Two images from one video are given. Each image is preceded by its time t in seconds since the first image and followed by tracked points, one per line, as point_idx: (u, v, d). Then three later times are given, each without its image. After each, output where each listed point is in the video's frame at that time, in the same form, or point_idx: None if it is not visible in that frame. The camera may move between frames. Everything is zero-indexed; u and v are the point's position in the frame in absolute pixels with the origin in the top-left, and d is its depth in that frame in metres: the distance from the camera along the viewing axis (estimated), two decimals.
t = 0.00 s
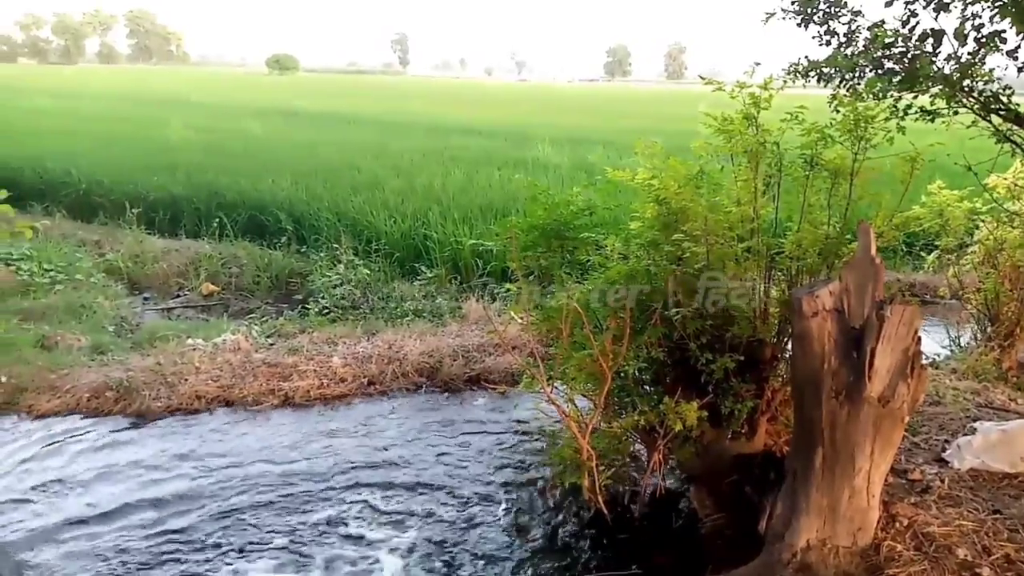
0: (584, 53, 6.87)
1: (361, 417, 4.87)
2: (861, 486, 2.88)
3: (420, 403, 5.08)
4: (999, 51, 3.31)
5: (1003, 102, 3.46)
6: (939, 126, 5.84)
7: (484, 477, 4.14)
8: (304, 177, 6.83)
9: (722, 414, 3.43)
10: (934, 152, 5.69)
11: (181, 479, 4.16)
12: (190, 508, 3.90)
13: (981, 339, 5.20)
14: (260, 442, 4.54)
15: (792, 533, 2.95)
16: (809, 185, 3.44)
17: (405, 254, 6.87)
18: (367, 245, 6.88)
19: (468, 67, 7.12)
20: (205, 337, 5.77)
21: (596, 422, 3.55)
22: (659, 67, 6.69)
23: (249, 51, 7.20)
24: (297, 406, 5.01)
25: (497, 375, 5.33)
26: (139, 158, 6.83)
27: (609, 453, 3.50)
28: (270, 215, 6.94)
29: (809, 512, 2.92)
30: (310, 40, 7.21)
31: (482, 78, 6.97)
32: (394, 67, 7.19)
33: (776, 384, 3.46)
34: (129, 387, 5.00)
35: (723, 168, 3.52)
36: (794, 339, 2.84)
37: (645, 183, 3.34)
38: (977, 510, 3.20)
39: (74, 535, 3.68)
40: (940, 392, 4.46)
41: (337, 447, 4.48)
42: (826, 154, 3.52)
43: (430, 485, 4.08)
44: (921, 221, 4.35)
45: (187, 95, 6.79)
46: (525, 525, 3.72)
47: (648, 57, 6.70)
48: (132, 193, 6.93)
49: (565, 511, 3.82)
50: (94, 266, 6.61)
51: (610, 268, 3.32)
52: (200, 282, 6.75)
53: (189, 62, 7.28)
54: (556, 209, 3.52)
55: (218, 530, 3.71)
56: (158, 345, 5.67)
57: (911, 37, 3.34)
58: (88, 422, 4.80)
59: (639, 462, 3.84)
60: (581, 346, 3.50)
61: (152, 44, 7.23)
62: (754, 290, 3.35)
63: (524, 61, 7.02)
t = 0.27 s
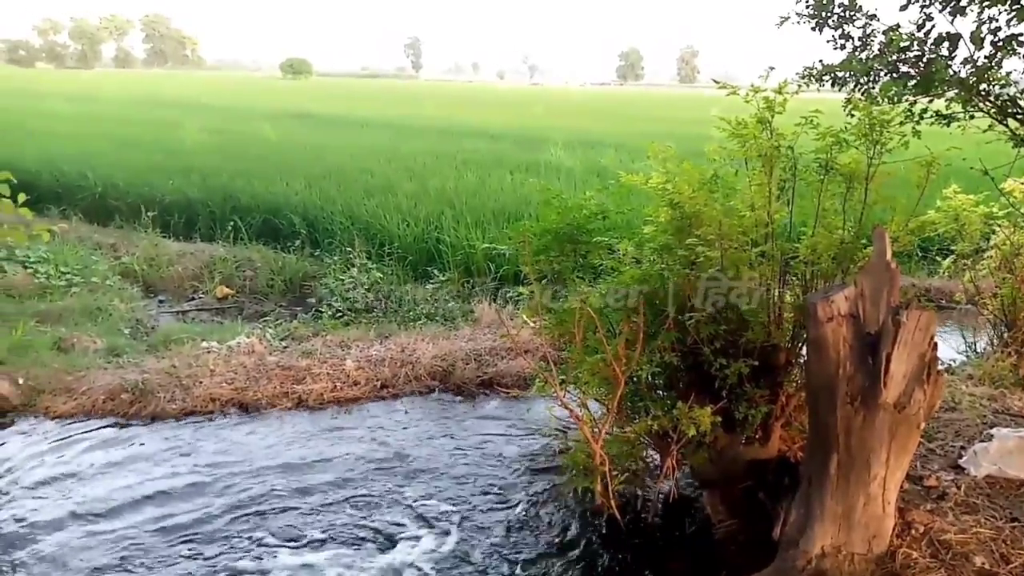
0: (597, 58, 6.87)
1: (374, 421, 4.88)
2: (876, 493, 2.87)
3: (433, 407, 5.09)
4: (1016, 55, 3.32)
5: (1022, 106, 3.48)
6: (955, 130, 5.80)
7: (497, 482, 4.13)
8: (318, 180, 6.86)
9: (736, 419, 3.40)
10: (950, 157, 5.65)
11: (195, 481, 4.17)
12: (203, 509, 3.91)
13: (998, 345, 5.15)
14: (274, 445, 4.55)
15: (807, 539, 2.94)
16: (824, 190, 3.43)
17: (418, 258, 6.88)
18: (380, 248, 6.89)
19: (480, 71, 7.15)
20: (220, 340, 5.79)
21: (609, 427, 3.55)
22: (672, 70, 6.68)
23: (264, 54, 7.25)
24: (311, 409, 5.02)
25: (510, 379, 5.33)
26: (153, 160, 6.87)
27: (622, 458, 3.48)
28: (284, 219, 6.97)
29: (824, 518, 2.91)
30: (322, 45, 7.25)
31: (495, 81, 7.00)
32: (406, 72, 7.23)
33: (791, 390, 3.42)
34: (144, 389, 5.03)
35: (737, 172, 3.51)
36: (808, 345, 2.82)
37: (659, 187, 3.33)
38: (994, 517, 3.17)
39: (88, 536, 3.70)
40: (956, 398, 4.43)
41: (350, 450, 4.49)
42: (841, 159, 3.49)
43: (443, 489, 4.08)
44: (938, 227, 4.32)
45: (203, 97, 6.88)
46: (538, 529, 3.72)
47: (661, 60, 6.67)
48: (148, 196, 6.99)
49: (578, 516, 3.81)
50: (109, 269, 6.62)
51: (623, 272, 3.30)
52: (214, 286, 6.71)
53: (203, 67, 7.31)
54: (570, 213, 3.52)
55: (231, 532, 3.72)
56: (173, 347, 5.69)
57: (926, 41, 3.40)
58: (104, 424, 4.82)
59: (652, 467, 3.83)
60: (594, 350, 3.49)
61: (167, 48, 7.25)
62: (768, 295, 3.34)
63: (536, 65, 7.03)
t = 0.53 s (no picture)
0: (611, 59, 6.86)
1: (388, 422, 4.89)
2: (892, 498, 2.85)
3: (446, 408, 5.09)
4: None
5: None
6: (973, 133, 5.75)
7: (510, 484, 4.13)
8: (333, 182, 6.90)
9: (751, 422, 3.38)
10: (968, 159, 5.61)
11: (209, 481, 4.19)
12: (217, 510, 3.92)
13: (1016, 349, 5.11)
14: (289, 446, 4.57)
15: (822, 544, 2.91)
16: (841, 193, 3.41)
17: (432, 260, 6.85)
18: (394, 251, 6.87)
19: (494, 73, 7.16)
20: (235, 340, 5.82)
21: (623, 430, 3.54)
22: (687, 73, 6.65)
23: (281, 55, 7.29)
24: (325, 410, 5.04)
25: (523, 380, 5.32)
26: (170, 161, 6.97)
27: (636, 462, 3.47)
28: (299, 221, 7.00)
29: (840, 523, 2.89)
30: (338, 46, 7.29)
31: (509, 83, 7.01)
32: (421, 74, 7.29)
33: (806, 394, 3.40)
34: (161, 388, 5.06)
35: (753, 174, 3.49)
36: (825, 349, 2.80)
37: (674, 190, 3.32)
38: (1012, 524, 3.15)
39: (104, 535, 3.73)
40: (973, 403, 4.39)
41: (364, 451, 4.50)
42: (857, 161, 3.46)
43: (455, 491, 4.08)
44: (955, 231, 4.28)
45: (221, 99, 6.96)
46: (551, 531, 3.72)
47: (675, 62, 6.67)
48: (164, 197, 7.06)
49: (590, 519, 3.81)
50: (126, 269, 6.67)
51: (638, 274, 3.29)
52: (230, 286, 6.72)
53: (220, 68, 7.32)
54: (584, 215, 3.53)
55: (246, 532, 3.74)
56: (189, 347, 5.72)
57: (944, 44, 3.45)
58: (121, 423, 4.86)
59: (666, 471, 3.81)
60: (608, 353, 3.48)
61: (183, 50, 7.27)
62: (784, 298, 3.33)
63: (550, 67, 7.02)
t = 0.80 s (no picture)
0: (621, 58, 6.83)
1: (397, 420, 4.90)
2: (904, 499, 2.83)
3: (456, 407, 5.10)
4: None
5: None
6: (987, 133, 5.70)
7: (519, 483, 4.13)
8: (344, 181, 6.93)
9: (762, 422, 3.37)
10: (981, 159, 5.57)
11: (219, 478, 4.21)
12: (227, 507, 3.94)
13: None
14: (299, 443, 4.58)
15: (832, 545, 2.90)
16: (853, 193, 3.39)
17: (441, 258, 6.82)
18: (405, 249, 6.85)
19: (505, 72, 7.16)
20: (246, 338, 5.84)
21: (633, 430, 3.53)
22: (697, 71, 6.61)
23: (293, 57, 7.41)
24: (335, 408, 5.05)
25: (533, 380, 5.32)
26: (183, 158, 7.01)
27: (645, 461, 3.47)
28: (309, 219, 7.00)
29: (850, 524, 2.87)
30: (351, 47, 7.40)
31: (519, 83, 7.02)
32: (432, 73, 7.28)
33: (817, 394, 3.40)
34: (172, 386, 5.09)
35: (765, 174, 3.48)
36: (836, 349, 2.79)
37: (686, 189, 3.31)
38: None
39: (115, 530, 3.74)
40: (986, 404, 4.36)
41: (374, 449, 4.51)
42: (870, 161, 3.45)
43: (465, 489, 4.08)
44: (968, 231, 4.25)
45: (235, 99, 7.10)
46: (560, 531, 3.71)
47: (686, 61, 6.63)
48: (176, 195, 7.09)
49: (599, 519, 3.80)
50: (138, 267, 6.70)
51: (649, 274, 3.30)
52: (241, 284, 6.69)
53: (231, 67, 7.44)
54: (595, 214, 3.50)
55: (255, 529, 3.75)
56: (200, 344, 5.75)
57: (958, 44, 3.41)
58: (132, 420, 4.88)
59: (676, 471, 3.80)
60: (618, 352, 3.48)
61: (196, 49, 7.37)
62: (795, 298, 3.31)
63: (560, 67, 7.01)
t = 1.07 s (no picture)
0: (630, 60, 6.83)
1: (406, 422, 4.90)
2: (915, 504, 2.82)
3: (465, 408, 5.10)
4: None
5: None
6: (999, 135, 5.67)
7: (528, 484, 4.13)
8: (354, 183, 6.95)
9: (772, 426, 3.36)
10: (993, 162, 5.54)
11: (228, 479, 4.21)
12: (235, 509, 3.94)
13: None
14: (308, 444, 4.59)
15: (843, 549, 2.88)
16: (864, 195, 3.39)
17: (450, 260, 6.80)
18: (413, 251, 6.84)
19: (514, 74, 7.19)
20: (256, 339, 5.85)
21: (642, 432, 3.53)
22: (707, 73, 6.62)
23: (302, 60, 7.43)
24: (344, 409, 5.05)
25: (541, 382, 5.32)
26: (194, 160, 7.06)
27: (654, 464, 3.47)
28: (319, 221, 7.02)
29: (861, 528, 2.86)
30: (360, 50, 7.42)
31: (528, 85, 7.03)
32: (441, 75, 7.29)
33: (827, 397, 3.40)
34: (182, 387, 5.11)
35: (776, 176, 3.47)
36: (847, 353, 2.78)
37: (696, 191, 3.30)
38: None
39: (125, 531, 3.76)
40: (998, 409, 4.33)
41: (383, 450, 4.51)
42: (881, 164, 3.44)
43: (474, 492, 4.08)
44: (980, 234, 4.23)
45: (245, 99, 7.13)
46: (569, 533, 3.70)
47: (695, 63, 6.64)
48: (187, 196, 7.13)
49: (608, 522, 3.79)
50: (149, 268, 6.73)
51: (658, 276, 3.28)
52: (251, 285, 6.71)
53: (241, 70, 7.48)
54: (604, 217, 3.50)
55: (263, 530, 3.75)
56: (210, 346, 5.76)
57: (970, 45, 3.41)
58: (143, 421, 4.90)
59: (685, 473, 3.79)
60: (627, 354, 3.47)
61: (207, 51, 7.39)
62: (806, 301, 3.30)
63: (569, 68, 7.00)
